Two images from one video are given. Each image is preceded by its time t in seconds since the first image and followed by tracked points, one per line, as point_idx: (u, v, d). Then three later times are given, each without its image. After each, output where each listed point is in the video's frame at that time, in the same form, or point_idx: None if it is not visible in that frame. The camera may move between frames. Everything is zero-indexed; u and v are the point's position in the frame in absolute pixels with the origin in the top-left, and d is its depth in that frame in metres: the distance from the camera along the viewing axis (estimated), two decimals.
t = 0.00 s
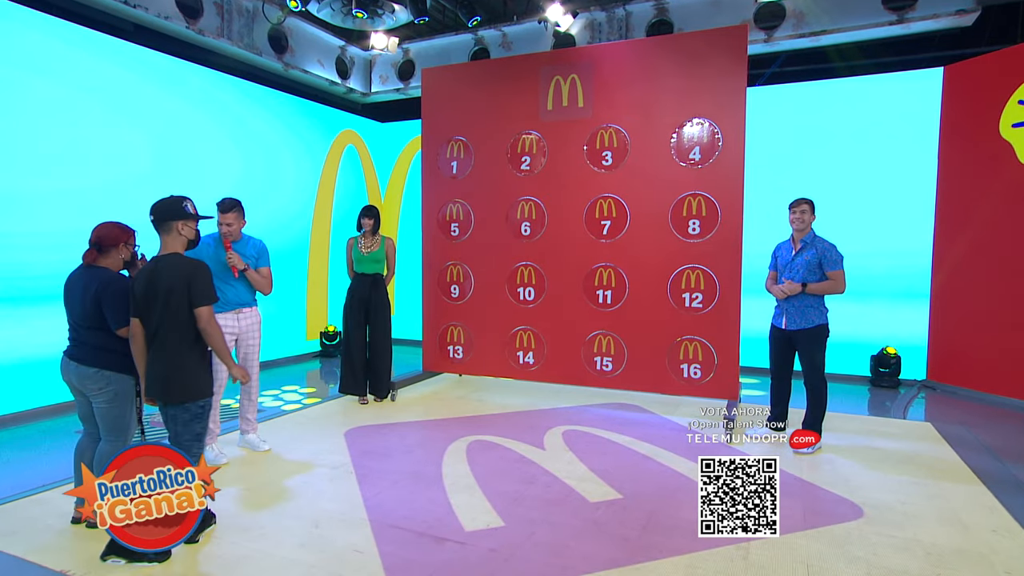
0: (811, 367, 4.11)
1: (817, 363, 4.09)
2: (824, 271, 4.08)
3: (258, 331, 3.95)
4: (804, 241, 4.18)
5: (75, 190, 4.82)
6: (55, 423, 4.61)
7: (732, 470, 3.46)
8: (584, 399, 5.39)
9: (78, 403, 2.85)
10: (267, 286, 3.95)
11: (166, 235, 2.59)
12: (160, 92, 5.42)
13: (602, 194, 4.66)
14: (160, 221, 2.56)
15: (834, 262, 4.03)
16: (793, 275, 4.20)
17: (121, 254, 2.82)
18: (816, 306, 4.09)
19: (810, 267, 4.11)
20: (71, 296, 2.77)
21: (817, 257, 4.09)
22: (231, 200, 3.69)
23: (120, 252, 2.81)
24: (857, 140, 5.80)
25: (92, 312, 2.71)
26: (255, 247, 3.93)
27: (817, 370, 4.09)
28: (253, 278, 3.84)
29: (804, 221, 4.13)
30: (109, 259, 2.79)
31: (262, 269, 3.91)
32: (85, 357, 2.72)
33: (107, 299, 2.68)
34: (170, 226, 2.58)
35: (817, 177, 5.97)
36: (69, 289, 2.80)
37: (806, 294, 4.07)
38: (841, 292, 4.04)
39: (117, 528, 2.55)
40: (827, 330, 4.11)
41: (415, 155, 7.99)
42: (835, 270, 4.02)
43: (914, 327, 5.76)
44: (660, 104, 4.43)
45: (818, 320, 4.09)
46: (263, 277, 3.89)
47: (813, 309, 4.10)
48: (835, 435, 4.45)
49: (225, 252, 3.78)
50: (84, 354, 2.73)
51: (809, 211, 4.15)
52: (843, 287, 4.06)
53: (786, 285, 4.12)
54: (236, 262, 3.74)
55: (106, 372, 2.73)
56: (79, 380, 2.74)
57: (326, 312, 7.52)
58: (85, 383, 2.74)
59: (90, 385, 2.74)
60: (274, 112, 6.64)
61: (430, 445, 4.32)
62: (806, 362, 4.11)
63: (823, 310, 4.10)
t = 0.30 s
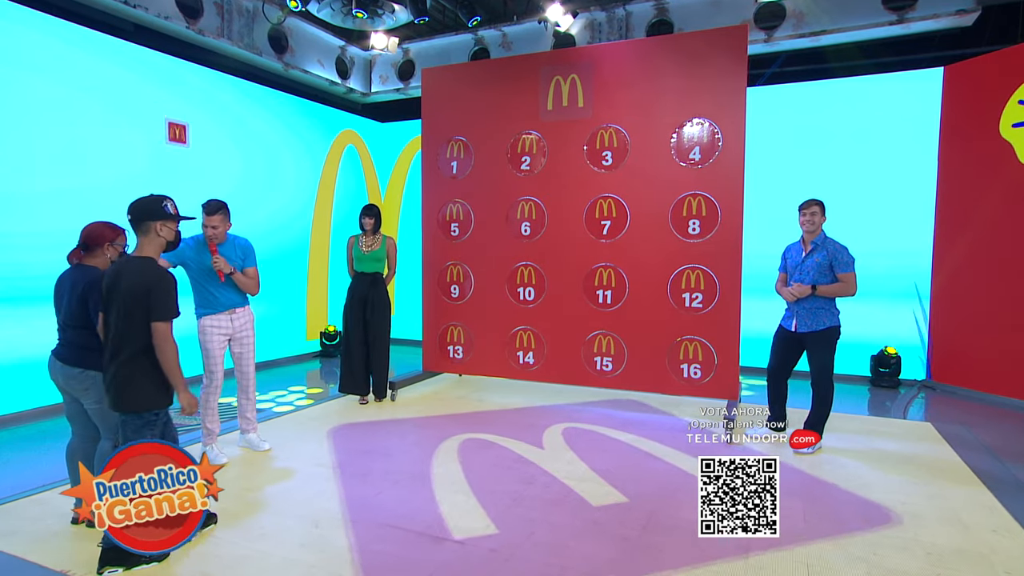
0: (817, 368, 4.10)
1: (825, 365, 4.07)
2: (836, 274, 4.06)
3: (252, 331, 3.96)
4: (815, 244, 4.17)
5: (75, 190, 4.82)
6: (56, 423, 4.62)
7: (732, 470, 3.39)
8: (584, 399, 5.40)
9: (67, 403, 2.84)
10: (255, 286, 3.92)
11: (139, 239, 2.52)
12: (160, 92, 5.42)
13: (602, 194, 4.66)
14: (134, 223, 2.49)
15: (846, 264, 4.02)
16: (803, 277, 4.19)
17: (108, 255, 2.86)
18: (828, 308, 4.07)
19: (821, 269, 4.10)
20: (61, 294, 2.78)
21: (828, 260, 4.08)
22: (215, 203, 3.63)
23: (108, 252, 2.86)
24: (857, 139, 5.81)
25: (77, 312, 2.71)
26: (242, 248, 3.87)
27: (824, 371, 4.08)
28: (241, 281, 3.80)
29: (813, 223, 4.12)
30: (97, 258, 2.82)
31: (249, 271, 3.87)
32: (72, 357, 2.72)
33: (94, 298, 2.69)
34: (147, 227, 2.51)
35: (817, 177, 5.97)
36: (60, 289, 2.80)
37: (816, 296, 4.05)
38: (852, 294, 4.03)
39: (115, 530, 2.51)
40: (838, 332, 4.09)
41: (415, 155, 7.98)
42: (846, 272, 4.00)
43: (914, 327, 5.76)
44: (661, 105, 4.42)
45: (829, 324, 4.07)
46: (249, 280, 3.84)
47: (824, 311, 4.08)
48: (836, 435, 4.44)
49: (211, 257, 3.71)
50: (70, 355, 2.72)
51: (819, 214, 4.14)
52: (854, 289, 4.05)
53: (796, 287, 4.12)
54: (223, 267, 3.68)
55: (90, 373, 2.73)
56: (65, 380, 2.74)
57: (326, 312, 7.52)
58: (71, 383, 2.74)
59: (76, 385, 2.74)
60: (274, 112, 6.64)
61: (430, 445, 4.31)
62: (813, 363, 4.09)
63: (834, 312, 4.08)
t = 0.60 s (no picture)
0: (820, 369, 4.10)
1: (829, 366, 4.07)
2: (842, 275, 4.07)
3: (251, 331, 3.96)
4: (821, 244, 4.16)
5: (74, 190, 4.82)
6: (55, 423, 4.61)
7: (733, 470, 3.40)
8: (585, 399, 5.40)
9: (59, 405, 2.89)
10: (253, 287, 3.90)
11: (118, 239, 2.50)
12: (160, 92, 5.42)
13: (602, 194, 4.66)
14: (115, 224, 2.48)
15: (852, 266, 4.02)
16: (808, 278, 4.20)
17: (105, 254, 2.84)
18: (834, 310, 4.07)
19: (827, 270, 4.10)
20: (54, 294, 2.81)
21: (834, 261, 4.08)
22: (214, 204, 3.63)
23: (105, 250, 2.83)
24: (857, 140, 5.81)
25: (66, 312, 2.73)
26: (240, 249, 3.85)
27: (826, 372, 4.08)
28: (240, 283, 3.79)
29: (817, 223, 4.11)
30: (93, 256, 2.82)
31: (247, 272, 3.86)
32: (60, 357, 2.76)
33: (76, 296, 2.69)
34: (127, 228, 2.49)
35: (818, 177, 5.97)
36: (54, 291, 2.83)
37: (822, 297, 4.05)
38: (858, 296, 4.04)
39: (116, 528, 2.50)
40: (843, 333, 4.09)
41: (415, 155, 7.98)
42: (852, 274, 4.01)
43: (914, 327, 5.76)
44: (661, 105, 4.43)
45: (835, 325, 4.07)
46: (247, 281, 3.82)
47: (830, 313, 4.07)
48: (837, 436, 4.44)
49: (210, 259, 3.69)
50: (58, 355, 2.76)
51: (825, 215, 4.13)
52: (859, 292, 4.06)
53: (801, 288, 4.11)
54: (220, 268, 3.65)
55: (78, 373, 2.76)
56: (55, 380, 2.78)
57: (325, 313, 7.51)
58: (60, 383, 2.77)
59: (65, 385, 2.77)
60: (274, 112, 6.63)
61: (430, 445, 4.31)
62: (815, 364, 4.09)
63: (840, 314, 4.08)
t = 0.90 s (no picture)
0: (821, 370, 4.10)
1: (830, 366, 4.07)
2: (844, 276, 4.07)
3: (252, 332, 3.96)
4: (824, 245, 4.16)
5: (74, 190, 4.82)
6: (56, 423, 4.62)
7: (732, 470, 3.45)
8: (585, 399, 5.39)
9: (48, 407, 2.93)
10: (254, 288, 3.89)
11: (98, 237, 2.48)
12: (160, 92, 5.42)
13: (602, 194, 4.66)
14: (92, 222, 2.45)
15: (855, 267, 4.02)
16: (810, 279, 4.20)
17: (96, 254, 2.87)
18: (835, 311, 4.07)
19: (829, 271, 4.10)
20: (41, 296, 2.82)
21: (837, 262, 4.07)
22: (216, 206, 3.61)
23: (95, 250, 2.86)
24: (857, 140, 5.81)
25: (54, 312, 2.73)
26: (241, 250, 3.84)
27: (828, 372, 4.08)
28: (241, 285, 3.79)
29: (818, 224, 4.10)
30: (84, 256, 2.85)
31: (248, 274, 3.85)
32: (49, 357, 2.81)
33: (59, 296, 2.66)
34: (103, 226, 2.46)
35: (818, 177, 5.97)
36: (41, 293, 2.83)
37: (823, 297, 4.05)
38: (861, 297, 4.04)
39: (118, 527, 2.50)
40: (844, 334, 4.08)
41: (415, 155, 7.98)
42: (855, 275, 4.00)
43: (914, 327, 5.76)
44: (661, 105, 4.42)
45: (836, 326, 4.07)
46: (248, 282, 3.82)
47: (832, 314, 4.08)
48: (837, 436, 4.44)
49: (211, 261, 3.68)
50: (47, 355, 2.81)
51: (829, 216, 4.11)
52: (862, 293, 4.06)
53: (801, 288, 4.12)
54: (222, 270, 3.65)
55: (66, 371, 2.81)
56: (44, 380, 2.83)
57: (326, 313, 7.51)
58: (49, 383, 2.82)
59: (55, 385, 2.82)
60: (274, 112, 6.63)
61: (430, 445, 4.31)
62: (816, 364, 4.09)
63: (841, 315, 4.09)
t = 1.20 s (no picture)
0: (822, 370, 4.10)
1: (830, 367, 4.07)
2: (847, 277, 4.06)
3: (251, 333, 3.96)
4: (827, 245, 4.15)
5: (75, 190, 4.82)
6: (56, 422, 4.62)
7: (732, 470, 3.45)
8: (585, 399, 5.39)
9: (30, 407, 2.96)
10: (253, 290, 3.89)
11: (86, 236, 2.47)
12: (160, 92, 5.42)
13: (602, 194, 4.66)
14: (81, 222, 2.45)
15: (857, 268, 4.01)
16: (812, 279, 4.20)
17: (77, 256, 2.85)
18: (837, 311, 4.07)
19: (831, 272, 4.10)
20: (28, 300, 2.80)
21: (840, 263, 4.07)
22: (214, 209, 3.61)
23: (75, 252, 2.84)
24: (857, 140, 5.81)
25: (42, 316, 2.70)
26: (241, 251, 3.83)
27: (828, 373, 4.08)
28: (240, 287, 3.79)
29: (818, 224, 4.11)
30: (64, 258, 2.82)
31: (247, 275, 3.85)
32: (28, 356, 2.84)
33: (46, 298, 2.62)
34: (92, 226, 2.45)
35: (818, 177, 5.97)
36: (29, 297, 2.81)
37: (824, 298, 4.05)
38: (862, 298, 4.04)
39: (121, 526, 2.51)
40: (845, 334, 4.08)
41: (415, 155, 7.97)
42: (857, 276, 4.00)
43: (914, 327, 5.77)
44: (661, 105, 4.42)
45: (838, 327, 4.07)
46: (248, 284, 3.82)
47: (833, 314, 4.08)
48: (837, 436, 4.44)
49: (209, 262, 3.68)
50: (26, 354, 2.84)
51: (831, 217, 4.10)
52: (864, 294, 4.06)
53: (803, 288, 4.13)
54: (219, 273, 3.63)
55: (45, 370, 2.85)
56: (23, 379, 2.86)
57: (325, 313, 7.50)
58: (28, 382, 2.86)
59: (35, 383, 2.85)
60: (273, 112, 6.63)
61: (430, 445, 4.32)
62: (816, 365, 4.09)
63: (842, 315, 4.09)
